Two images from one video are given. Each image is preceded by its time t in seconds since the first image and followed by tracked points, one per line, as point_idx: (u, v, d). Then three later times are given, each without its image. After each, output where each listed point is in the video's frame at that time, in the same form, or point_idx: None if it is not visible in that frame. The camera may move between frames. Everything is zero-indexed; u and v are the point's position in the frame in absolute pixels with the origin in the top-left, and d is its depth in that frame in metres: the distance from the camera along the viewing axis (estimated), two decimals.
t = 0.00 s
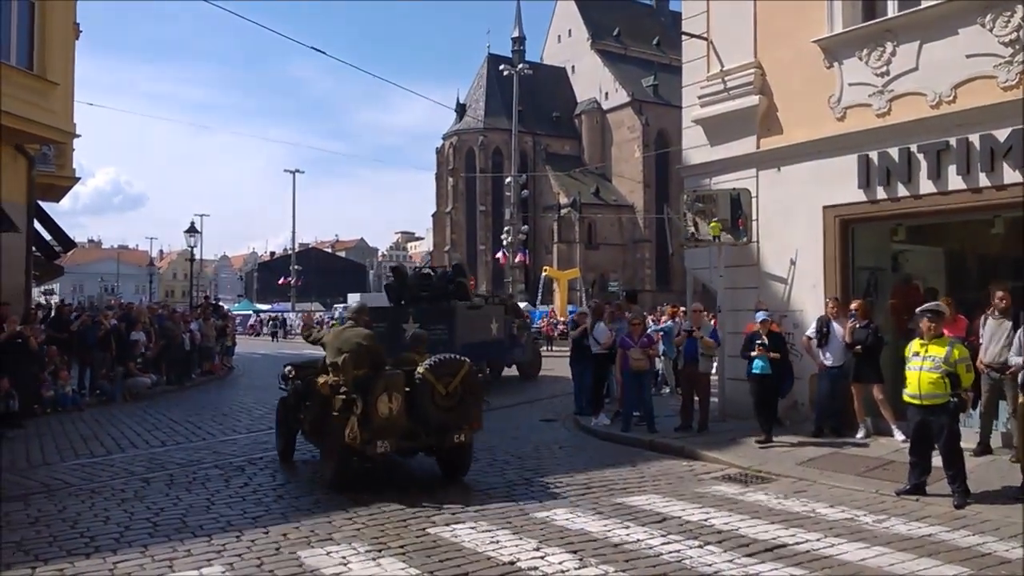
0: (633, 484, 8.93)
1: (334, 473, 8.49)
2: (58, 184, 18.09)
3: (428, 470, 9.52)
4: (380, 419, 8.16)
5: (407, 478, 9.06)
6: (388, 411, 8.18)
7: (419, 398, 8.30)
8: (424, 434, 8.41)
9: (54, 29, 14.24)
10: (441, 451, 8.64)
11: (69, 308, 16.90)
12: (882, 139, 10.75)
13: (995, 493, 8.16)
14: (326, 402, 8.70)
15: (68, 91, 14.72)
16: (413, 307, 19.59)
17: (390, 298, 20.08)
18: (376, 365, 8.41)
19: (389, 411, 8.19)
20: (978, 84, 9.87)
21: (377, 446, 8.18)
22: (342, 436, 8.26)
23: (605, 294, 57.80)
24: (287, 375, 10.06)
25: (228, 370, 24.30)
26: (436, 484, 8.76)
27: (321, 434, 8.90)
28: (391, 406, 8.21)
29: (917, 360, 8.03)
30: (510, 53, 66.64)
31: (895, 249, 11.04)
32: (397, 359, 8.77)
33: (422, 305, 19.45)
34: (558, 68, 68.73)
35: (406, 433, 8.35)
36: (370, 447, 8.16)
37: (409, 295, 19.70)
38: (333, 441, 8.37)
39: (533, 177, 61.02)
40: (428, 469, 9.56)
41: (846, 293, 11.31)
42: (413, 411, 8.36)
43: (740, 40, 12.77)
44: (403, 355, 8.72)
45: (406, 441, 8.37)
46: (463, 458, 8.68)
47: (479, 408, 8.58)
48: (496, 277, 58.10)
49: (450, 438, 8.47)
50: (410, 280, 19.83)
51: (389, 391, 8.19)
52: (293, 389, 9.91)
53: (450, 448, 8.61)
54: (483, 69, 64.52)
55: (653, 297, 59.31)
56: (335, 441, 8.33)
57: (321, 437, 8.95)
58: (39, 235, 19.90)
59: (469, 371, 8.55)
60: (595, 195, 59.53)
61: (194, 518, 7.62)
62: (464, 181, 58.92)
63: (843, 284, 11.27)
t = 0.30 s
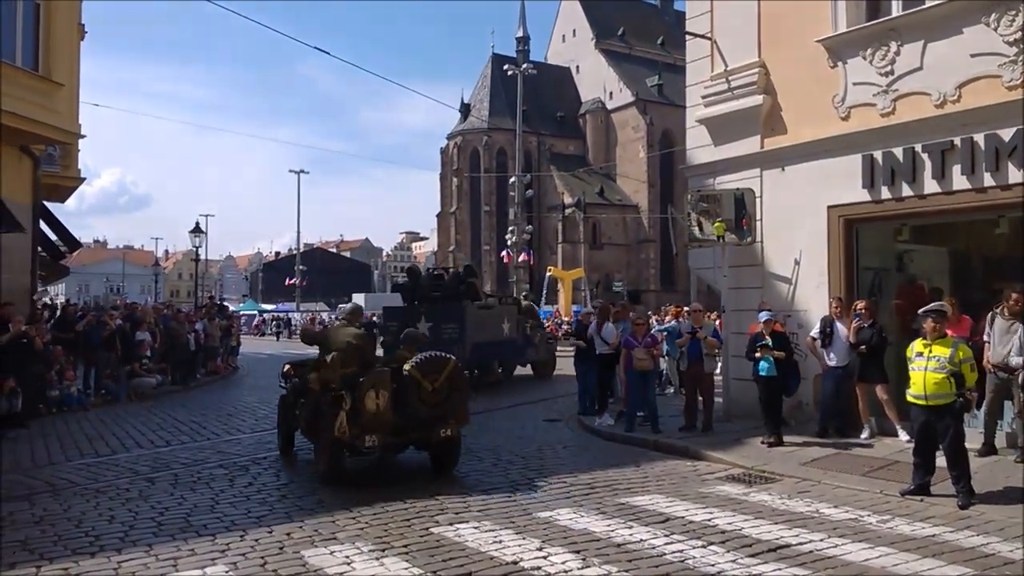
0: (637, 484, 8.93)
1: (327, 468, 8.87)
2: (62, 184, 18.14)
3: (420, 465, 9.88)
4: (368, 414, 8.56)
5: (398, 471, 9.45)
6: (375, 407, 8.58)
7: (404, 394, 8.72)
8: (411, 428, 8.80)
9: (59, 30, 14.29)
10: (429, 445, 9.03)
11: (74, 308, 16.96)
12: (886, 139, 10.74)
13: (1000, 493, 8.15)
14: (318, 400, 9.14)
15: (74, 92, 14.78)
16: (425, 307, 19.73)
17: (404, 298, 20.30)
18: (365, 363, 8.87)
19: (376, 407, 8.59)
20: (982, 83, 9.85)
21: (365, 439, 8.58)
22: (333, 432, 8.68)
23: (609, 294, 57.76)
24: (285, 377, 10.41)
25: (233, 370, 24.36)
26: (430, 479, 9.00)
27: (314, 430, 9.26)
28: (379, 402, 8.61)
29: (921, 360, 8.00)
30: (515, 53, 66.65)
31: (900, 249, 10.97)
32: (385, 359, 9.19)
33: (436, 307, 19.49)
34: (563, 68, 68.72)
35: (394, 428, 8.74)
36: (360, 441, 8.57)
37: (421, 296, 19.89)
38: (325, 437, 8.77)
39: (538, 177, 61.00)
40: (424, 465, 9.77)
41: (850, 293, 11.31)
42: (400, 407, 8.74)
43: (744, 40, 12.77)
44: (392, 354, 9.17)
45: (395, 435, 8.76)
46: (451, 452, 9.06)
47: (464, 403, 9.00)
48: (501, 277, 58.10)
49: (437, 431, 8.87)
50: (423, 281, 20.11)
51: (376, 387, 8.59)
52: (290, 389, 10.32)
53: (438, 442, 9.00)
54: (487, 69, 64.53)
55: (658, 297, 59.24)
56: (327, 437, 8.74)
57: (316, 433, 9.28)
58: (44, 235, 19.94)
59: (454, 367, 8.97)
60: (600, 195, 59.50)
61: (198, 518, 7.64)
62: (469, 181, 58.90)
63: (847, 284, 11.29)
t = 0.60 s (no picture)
0: (638, 483, 8.93)
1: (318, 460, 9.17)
2: (65, 184, 18.17)
3: (408, 459, 10.19)
4: (357, 409, 8.81)
5: (385, 464, 9.73)
6: (364, 402, 8.82)
7: (392, 389, 8.98)
8: (398, 422, 9.09)
9: (62, 30, 14.36)
10: (417, 438, 9.32)
11: (76, 308, 16.99)
12: (888, 137, 10.73)
13: (1001, 491, 8.13)
14: (309, 395, 9.41)
15: (77, 92, 14.84)
16: (435, 306, 19.68)
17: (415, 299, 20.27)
18: (353, 360, 9.16)
19: (365, 402, 8.83)
20: (984, 81, 9.82)
21: (355, 433, 8.85)
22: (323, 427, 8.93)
23: (612, 294, 57.73)
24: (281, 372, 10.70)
25: (236, 370, 24.38)
26: (429, 477, 9.02)
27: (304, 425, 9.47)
28: (367, 397, 8.86)
29: (921, 359, 7.99)
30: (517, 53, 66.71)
31: (902, 248, 10.93)
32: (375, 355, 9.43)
33: (446, 305, 19.43)
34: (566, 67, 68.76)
35: (382, 422, 9.01)
36: (349, 435, 8.84)
37: (430, 296, 19.91)
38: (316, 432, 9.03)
39: (541, 177, 60.99)
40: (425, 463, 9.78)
41: (851, 292, 11.30)
42: (388, 402, 9.00)
43: (745, 39, 12.77)
44: (380, 351, 9.47)
45: (383, 429, 9.04)
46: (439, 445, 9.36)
47: (451, 398, 9.23)
48: (504, 277, 58.10)
49: (424, 425, 9.14)
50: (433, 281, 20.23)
51: (364, 382, 8.83)
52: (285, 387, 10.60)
53: (425, 435, 9.29)
54: (490, 69, 64.57)
55: (661, 297, 59.16)
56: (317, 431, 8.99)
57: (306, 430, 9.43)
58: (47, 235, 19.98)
59: (439, 363, 9.24)
60: (603, 195, 59.49)
61: (199, 516, 7.66)
62: (471, 181, 58.91)
63: (848, 283, 11.29)
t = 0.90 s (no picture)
0: (639, 481, 8.95)
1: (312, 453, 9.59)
2: (69, 183, 18.23)
3: (400, 451, 10.67)
4: (348, 403, 9.29)
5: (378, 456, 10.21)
6: (354, 396, 9.30)
7: (382, 384, 9.49)
8: (389, 416, 9.60)
9: (65, 30, 14.40)
10: (406, 432, 9.81)
11: (80, 306, 17.04)
12: (891, 136, 10.71)
13: (1003, 490, 8.13)
14: (300, 391, 9.85)
15: (80, 91, 14.88)
16: (447, 304, 19.82)
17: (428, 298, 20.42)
18: (344, 357, 9.67)
19: (355, 396, 9.31)
20: (985, 79, 9.81)
21: (347, 426, 9.33)
22: (315, 421, 9.40)
23: (616, 294, 57.73)
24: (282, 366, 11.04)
25: (239, 369, 24.43)
26: (431, 475, 9.07)
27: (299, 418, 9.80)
28: (357, 392, 9.35)
29: (922, 358, 7.99)
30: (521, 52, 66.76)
31: (905, 247, 10.91)
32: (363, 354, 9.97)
33: (458, 304, 19.58)
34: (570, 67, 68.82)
35: (372, 416, 9.49)
36: (341, 428, 9.31)
37: (442, 294, 20.04)
38: (309, 426, 9.48)
39: (544, 176, 60.99)
40: (426, 461, 9.83)
41: (854, 291, 11.30)
42: (378, 396, 9.51)
43: (748, 38, 12.77)
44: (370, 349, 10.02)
45: (373, 423, 9.52)
46: (429, 439, 9.84)
47: (439, 393, 9.77)
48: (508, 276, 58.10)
49: (413, 419, 9.67)
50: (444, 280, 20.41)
51: (354, 378, 9.33)
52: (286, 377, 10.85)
53: (415, 430, 9.78)
54: (494, 68, 64.62)
55: (664, 296, 59.14)
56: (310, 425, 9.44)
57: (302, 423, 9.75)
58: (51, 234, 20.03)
59: (427, 359, 9.78)
60: (606, 194, 59.49)
61: (202, 512, 7.68)
62: (475, 180, 58.93)
63: (850, 282, 11.29)
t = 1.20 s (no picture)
0: (644, 479, 8.93)
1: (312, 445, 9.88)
2: (76, 181, 18.28)
3: (402, 443, 10.93)
4: (344, 398, 9.52)
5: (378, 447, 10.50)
6: (350, 391, 9.52)
7: (378, 380, 9.69)
8: (384, 411, 9.80)
9: (72, 28, 14.43)
10: (403, 426, 10.06)
11: (87, 303, 17.09)
12: (898, 134, 10.68)
13: (1009, 489, 8.10)
14: (301, 385, 10.11)
15: (88, 89, 14.90)
16: (462, 303, 19.99)
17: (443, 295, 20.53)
18: (341, 352, 9.88)
19: (350, 391, 9.53)
20: (993, 76, 9.76)
21: (343, 420, 9.56)
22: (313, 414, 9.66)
23: (621, 293, 57.71)
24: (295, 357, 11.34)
25: (245, 367, 24.49)
26: (436, 472, 9.07)
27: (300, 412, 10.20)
28: (353, 387, 9.57)
29: (929, 356, 7.95)
30: (528, 51, 66.78)
31: (912, 245, 10.90)
32: (362, 348, 10.18)
33: (473, 302, 19.74)
34: (576, 65, 68.79)
35: (367, 410, 9.70)
36: (337, 422, 9.55)
37: (457, 292, 20.12)
38: (308, 420, 9.75)
39: (550, 175, 60.95)
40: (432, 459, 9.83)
41: (860, 289, 11.27)
42: (374, 391, 9.71)
43: (754, 36, 12.74)
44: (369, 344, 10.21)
45: (370, 417, 9.74)
46: (425, 432, 10.09)
47: (435, 388, 9.94)
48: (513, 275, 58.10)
49: (408, 413, 9.90)
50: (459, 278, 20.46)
51: (350, 373, 9.54)
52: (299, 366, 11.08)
53: (411, 423, 10.01)
54: (500, 67, 64.62)
55: (670, 296, 58.98)
56: (309, 419, 9.71)
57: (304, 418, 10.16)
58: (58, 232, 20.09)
59: (423, 355, 9.96)
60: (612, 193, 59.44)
61: (207, 508, 7.69)
62: (481, 179, 58.91)
63: (857, 280, 11.27)
